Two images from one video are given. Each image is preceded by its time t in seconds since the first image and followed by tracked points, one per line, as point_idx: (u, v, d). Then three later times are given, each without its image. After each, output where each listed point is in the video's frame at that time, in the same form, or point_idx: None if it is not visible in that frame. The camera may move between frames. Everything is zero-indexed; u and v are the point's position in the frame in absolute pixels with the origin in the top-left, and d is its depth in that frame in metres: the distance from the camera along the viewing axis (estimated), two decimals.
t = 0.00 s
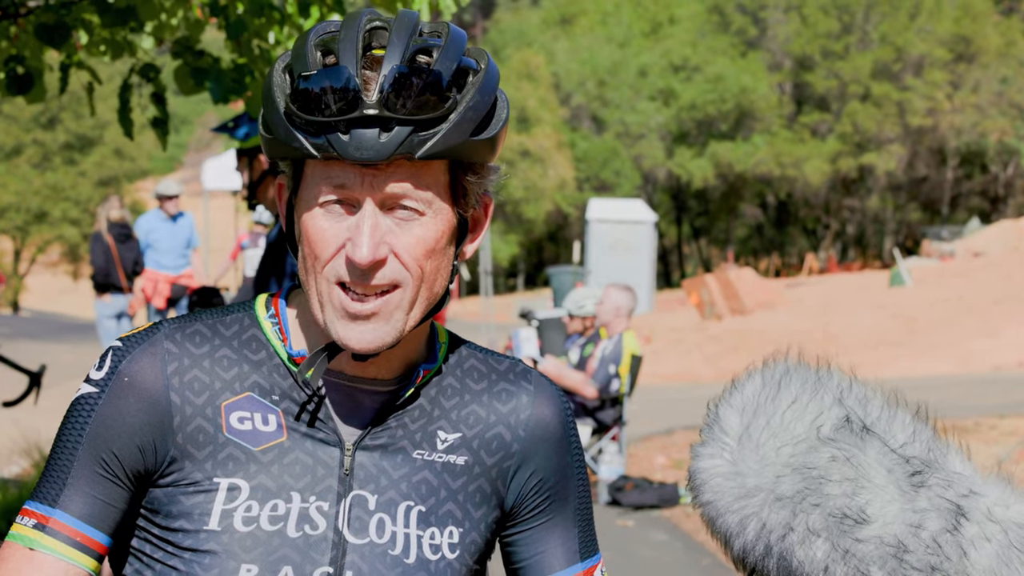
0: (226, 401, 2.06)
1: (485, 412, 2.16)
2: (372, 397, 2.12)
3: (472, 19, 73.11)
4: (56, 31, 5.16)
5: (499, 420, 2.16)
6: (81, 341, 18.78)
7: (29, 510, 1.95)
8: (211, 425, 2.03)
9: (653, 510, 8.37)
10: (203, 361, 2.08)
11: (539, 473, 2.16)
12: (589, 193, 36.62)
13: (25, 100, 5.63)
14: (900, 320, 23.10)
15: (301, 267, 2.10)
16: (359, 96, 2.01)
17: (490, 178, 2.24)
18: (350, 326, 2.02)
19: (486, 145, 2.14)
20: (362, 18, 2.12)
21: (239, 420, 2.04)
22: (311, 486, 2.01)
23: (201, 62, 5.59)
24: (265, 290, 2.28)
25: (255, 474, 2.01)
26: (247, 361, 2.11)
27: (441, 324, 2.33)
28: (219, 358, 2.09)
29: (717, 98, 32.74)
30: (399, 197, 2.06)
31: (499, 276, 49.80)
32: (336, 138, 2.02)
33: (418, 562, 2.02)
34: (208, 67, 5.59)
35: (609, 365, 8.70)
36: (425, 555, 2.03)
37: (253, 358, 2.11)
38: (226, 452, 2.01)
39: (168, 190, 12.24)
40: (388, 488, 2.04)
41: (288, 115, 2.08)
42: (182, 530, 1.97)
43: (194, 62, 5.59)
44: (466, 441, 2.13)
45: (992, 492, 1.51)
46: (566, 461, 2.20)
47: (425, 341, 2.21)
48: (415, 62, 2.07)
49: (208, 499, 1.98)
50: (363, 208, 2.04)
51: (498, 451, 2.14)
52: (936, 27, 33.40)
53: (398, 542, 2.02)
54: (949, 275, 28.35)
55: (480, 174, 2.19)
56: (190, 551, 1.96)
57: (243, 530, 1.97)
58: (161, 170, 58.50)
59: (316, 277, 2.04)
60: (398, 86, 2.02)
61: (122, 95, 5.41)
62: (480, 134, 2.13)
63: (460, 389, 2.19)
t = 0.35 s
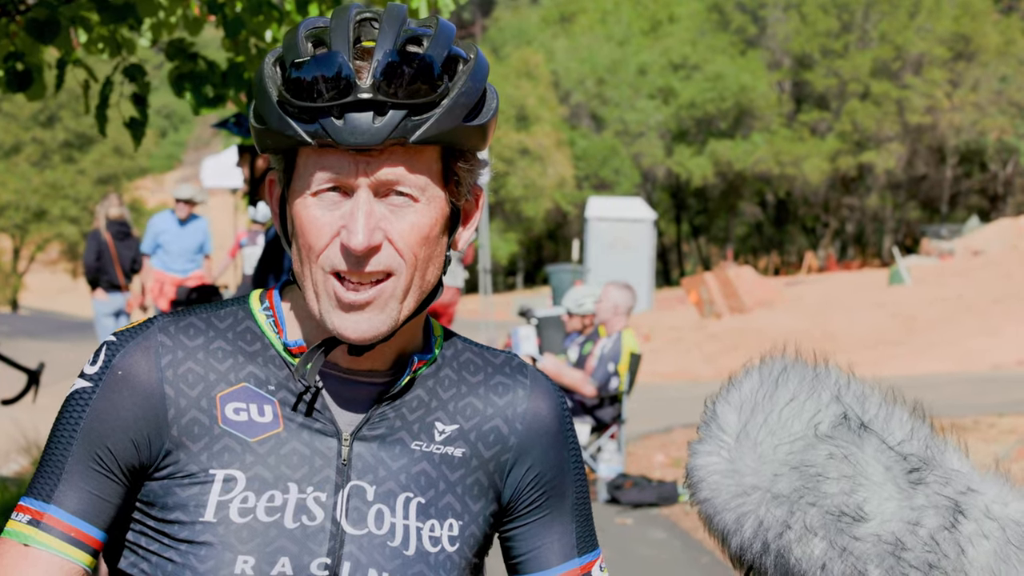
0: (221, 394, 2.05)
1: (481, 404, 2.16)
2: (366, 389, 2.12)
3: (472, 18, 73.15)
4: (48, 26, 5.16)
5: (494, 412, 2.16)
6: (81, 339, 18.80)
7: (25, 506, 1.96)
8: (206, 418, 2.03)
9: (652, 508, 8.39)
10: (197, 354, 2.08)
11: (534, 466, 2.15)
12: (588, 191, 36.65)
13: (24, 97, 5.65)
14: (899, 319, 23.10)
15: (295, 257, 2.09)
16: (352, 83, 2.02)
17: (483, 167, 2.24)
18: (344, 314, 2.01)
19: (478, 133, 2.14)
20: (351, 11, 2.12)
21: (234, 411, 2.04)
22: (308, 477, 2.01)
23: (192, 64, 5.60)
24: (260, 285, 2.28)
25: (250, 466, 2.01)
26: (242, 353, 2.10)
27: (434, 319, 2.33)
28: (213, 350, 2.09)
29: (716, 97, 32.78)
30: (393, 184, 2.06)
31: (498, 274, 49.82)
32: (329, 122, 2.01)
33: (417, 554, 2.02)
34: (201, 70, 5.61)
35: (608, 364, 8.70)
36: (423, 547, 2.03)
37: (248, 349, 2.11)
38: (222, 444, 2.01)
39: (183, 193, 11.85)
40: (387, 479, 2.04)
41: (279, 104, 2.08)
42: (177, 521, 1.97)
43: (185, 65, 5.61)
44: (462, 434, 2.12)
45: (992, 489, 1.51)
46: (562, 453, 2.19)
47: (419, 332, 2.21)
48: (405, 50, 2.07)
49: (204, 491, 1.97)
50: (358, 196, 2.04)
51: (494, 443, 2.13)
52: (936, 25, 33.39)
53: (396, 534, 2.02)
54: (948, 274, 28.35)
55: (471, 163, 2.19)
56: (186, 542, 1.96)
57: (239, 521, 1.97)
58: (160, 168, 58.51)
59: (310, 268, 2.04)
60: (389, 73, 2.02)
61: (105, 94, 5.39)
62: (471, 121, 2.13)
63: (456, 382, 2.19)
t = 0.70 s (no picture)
0: (215, 392, 2.05)
1: (477, 401, 2.16)
2: (359, 385, 2.12)
3: (471, 15, 73.09)
4: (47, 22, 5.12)
5: (489, 408, 2.16)
6: (80, 336, 18.79)
7: (20, 504, 1.95)
8: (201, 415, 2.02)
9: (651, 504, 8.36)
10: (192, 352, 2.07)
11: (531, 462, 2.16)
12: (587, 188, 36.66)
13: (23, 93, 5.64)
14: (899, 315, 23.10)
15: (288, 254, 2.10)
16: (338, 73, 2.01)
17: (474, 159, 2.24)
18: (338, 308, 2.01)
19: (466, 121, 2.14)
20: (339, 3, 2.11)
21: (228, 410, 2.03)
22: (302, 475, 2.01)
23: (189, 58, 5.68)
24: (254, 283, 2.27)
25: (245, 464, 2.01)
26: (236, 351, 2.10)
27: (428, 314, 2.33)
28: (207, 349, 2.09)
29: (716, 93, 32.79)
30: (384, 174, 2.06)
31: (498, 270, 49.80)
32: (316, 113, 2.00)
33: (413, 553, 2.02)
34: (198, 65, 5.71)
35: (608, 360, 8.72)
36: (420, 546, 2.03)
37: (242, 348, 2.11)
38: (217, 442, 2.01)
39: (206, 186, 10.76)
40: (381, 478, 2.04)
41: (267, 98, 2.07)
42: (172, 519, 1.96)
43: (183, 59, 5.69)
44: (457, 430, 2.12)
45: (988, 484, 1.51)
46: (560, 450, 2.19)
47: (413, 330, 2.21)
48: (391, 40, 2.06)
49: (197, 489, 1.97)
50: (350, 189, 2.04)
51: (490, 440, 2.13)
52: (935, 21, 33.36)
53: (392, 532, 2.01)
54: (948, 271, 28.35)
55: (462, 152, 2.18)
56: (180, 541, 1.96)
57: (233, 520, 1.96)
58: (159, 163, 58.38)
59: (303, 263, 2.04)
60: (375, 64, 2.01)
61: (104, 89, 5.38)
62: (459, 109, 2.12)
63: (451, 378, 2.18)
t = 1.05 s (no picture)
0: (212, 386, 2.05)
1: (475, 400, 2.16)
2: (355, 379, 2.12)
3: (471, 10, 73.11)
4: (50, 18, 5.13)
5: (486, 407, 2.16)
6: (81, 331, 18.81)
7: (17, 498, 1.95)
8: (197, 410, 2.03)
9: (651, 500, 8.34)
10: (188, 347, 2.08)
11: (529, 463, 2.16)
12: (587, 183, 36.67)
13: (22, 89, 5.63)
14: (899, 311, 23.09)
15: (285, 246, 2.09)
16: (335, 60, 2.02)
17: (475, 157, 2.24)
18: (329, 303, 2.00)
19: (466, 118, 2.14)
20: None
21: (225, 405, 2.04)
22: (298, 470, 2.01)
23: (193, 49, 5.65)
24: (253, 278, 2.28)
25: (241, 459, 2.01)
26: (233, 345, 2.11)
27: (428, 312, 2.33)
28: (204, 343, 2.09)
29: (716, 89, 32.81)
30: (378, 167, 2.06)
31: (498, 266, 49.83)
32: (311, 100, 2.01)
33: (409, 549, 2.02)
34: (201, 56, 5.66)
35: (608, 355, 8.73)
36: (416, 542, 2.03)
37: (239, 342, 2.11)
38: (213, 437, 2.01)
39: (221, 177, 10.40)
40: (378, 473, 2.05)
41: (265, 83, 2.09)
42: (168, 515, 1.97)
43: (188, 50, 5.68)
44: (455, 429, 2.13)
45: (989, 480, 1.52)
46: (559, 452, 2.20)
47: (411, 325, 2.22)
48: (390, 30, 2.06)
49: (193, 484, 1.98)
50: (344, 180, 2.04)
51: (488, 440, 2.14)
52: (936, 17, 33.32)
53: (388, 527, 2.02)
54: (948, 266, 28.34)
55: (461, 149, 2.19)
56: (175, 536, 1.96)
57: (229, 515, 1.97)
58: (159, 159, 58.33)
59: (296, 253, 2.04)
60: (375, 53, 2.02)
61: (116, 83, 5.38)
62: (459, 103, 2.12)
63: (449, 376, 2.19)
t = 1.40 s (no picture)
0: (220, 380, 2.05)
1: (482, 396, 2.17)
2: (362, 376, 2.12)
3: (471, 5, 73.00)
4: (50, 13, 5.14)
5: (495, 403, 2.17)
6: (81, 326, 18.82)
7: (23, 489, 1.95)
8: (205, 405, 2.03)
9: (652, 495, 8.35)
10: (197, 341, 2.08)
11: (534, 459, 2.16)
12: (588, 178, 36.67)
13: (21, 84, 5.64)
14: (900, 305, 23.09)
15: (293, 246, 2.09)
16: (342, 70, 2.02)
17: (482, 158, 2.23)
18: (338, 298, 2.00)
19: (477, 122, 2.14)
20: None
21: (233, 400, 2.04)
22: (306, 466, 2.02)
23: (193, 45, 5.63)
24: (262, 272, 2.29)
25: (249, 453, 2.01)
26: (241, 342, 2.11)
27: (436, 310, 2.34)
28: (212, 338, 2.09)
29: (717, 83, 32.83)
30: (385, 172, 2.06)
31: (498, 261, 49.84)
32: (320, 110, 2.02)
33: (414, 545, 2.03)
34: (202, 53, 5.62)
35: (608, 350, 8.73)
36: (421, 538, 2.04)
37: (247, 338, 2.12)
38: (221, 431, 2.02)
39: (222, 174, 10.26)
40: (383, 469, 2.05)
41: (277, 88, 2.09)
42: (173, 508, 1.97)
43: (188, 47, 5.66)
44: (462, 424, 2.13)
45: (989, 474, 1.53)
46: (563, 448, 2.20)
47: (420, 324, 2.22)
48: (403, 37, 2.07)
49: (200, 478, 1.98)
50: (351, 183, 2.04)
51: (495, 435, 2.14)
52: (937, 12, 33.30)
53: (393, 523, 2.02)
54: (948, 261, 28.35)
55: (470, 154, 2.18)
56: (181, 529, 1.97)
57: (236, 509, 1.97)
58: (159, 154, 58.30)
59: (305, 255, 2.04)
60: (385, 60, 2.02)
61: (114, 78, 5.39)
62: (468, 111, 2.13)
63: (457, 372, 2.19)
